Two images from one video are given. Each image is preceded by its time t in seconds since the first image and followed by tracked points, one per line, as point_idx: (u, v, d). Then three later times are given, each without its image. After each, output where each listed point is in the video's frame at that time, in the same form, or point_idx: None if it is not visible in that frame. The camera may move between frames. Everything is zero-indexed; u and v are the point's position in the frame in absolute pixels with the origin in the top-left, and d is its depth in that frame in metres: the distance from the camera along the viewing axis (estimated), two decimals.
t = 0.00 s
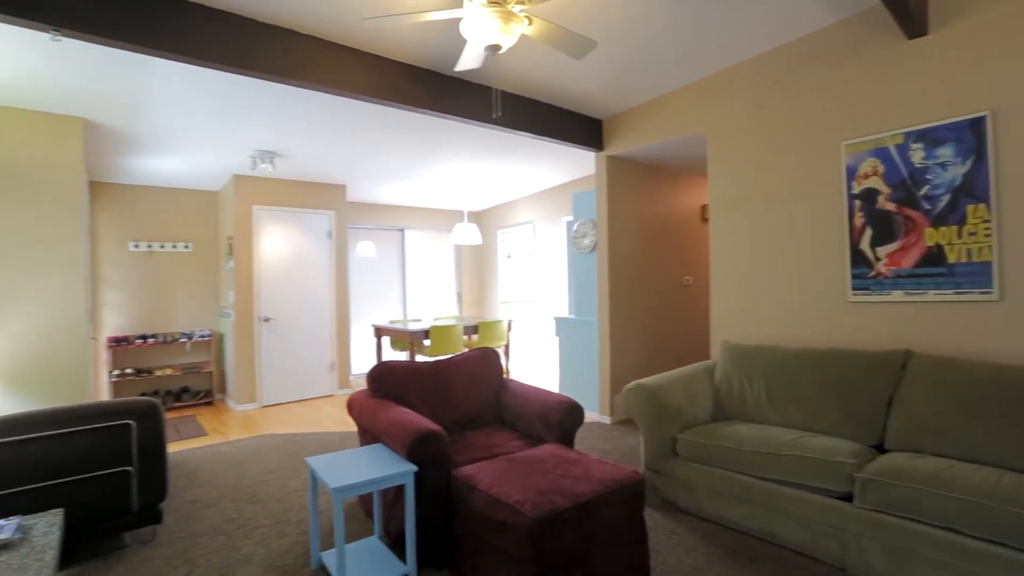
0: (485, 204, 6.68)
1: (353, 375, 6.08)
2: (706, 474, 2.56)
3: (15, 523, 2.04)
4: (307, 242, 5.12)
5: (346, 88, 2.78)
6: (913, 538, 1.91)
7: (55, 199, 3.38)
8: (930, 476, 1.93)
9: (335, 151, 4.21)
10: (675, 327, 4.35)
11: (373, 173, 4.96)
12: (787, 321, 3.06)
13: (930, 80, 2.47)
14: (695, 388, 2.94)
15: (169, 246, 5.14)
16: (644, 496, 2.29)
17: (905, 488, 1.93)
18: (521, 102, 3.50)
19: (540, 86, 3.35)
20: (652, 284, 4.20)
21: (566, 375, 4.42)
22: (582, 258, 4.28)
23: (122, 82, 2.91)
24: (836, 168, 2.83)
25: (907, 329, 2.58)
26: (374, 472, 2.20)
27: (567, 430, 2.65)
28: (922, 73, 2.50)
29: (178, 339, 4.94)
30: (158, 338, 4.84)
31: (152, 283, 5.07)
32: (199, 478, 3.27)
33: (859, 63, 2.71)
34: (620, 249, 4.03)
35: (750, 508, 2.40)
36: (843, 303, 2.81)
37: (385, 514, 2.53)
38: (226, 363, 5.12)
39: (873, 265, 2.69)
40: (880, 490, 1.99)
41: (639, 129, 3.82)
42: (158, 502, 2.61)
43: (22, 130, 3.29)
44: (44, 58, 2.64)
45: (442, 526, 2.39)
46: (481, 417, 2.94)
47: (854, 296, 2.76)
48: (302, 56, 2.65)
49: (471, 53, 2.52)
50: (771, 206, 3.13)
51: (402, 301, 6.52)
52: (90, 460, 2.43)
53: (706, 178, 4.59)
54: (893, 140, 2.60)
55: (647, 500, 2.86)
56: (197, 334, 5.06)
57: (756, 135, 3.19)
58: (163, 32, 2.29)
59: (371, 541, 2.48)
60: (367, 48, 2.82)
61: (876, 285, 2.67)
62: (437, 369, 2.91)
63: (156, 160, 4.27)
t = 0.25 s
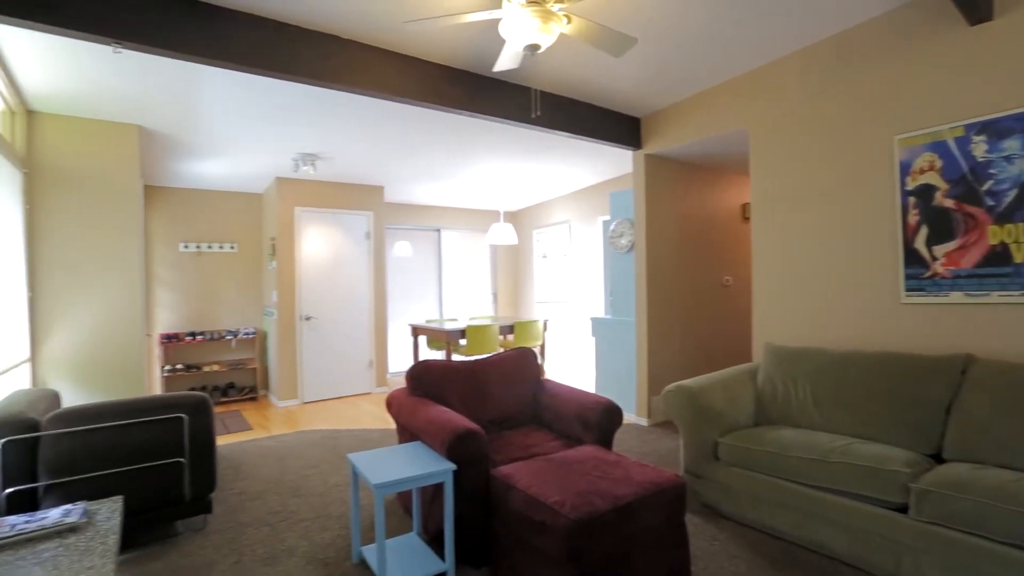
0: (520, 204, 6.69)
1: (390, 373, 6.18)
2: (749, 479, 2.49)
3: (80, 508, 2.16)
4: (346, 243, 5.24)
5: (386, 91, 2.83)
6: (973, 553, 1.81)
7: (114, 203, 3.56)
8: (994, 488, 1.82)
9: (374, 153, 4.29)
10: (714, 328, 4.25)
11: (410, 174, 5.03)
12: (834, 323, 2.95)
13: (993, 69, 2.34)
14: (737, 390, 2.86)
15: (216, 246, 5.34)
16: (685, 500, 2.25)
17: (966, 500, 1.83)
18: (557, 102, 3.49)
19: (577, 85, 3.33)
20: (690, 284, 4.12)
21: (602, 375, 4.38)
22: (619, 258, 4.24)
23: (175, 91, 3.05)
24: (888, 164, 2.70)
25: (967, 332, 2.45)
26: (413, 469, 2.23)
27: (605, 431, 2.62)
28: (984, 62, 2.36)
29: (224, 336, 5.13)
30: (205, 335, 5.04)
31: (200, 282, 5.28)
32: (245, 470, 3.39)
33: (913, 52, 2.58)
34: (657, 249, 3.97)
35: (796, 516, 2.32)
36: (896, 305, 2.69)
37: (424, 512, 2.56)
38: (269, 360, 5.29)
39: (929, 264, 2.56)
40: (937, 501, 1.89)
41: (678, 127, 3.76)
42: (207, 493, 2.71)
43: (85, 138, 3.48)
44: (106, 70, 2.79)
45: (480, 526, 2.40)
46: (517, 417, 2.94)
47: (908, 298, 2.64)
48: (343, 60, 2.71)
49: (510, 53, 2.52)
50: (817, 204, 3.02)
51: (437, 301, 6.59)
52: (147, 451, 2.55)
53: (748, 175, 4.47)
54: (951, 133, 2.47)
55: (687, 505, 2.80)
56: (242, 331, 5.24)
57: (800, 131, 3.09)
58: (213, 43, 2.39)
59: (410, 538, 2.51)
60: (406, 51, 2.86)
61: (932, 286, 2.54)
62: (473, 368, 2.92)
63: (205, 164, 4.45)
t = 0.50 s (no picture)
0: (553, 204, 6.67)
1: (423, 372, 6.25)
2: (792, 486, 2.42)
3: (135, 497, 2.27)
4: (382, 243, 5.32)
5: (423, 93, 2.87)
6: None
7: (164, 205, 3.71)
8: None
9: (409, 154, 4.34)
10: (752, 331, 4.15)
11: (444, 175, 5.08)
12: (883, 325, 2.84)
13: None
14: (779, 394, 2.78)
15: (257, 247, 5.50)
16: (726, 505, 2.20)
17: None
18: (592, 100, 3.46)
19: (612, 83, 3.30)
20: (729, 284, 4.02)
21: (637, 377, 4.33)
22: (654, 257, 4.18)
23: (221, 96, 3.15)
24: (942, 159, 2.58)
25: None
26: (450, 468, 2.24)
27: (642, 433, 2.59)
28: None
29: (264, 335, 5.28)
30: (247, 332, 5.20)
31: (241, 282, 5.45)
32: (285, 465, 3.48)
33: (969, 42, 2.46)
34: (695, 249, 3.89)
35: (842, 525, 2.24)
36: (950, 306, 2.57)
37: (459, 510, 2.58)
38: (307, 358, 5.42)
39: (987, 264, 2.42)
40: (999, 515, 1.80)
41: (715, 124, 3.68)
42: (250, 485, 2.80)
43: (136, 144, 3.64)
44: (157, 78, 2.91)
45: (515, 526, 2.40)
46: (552, 417, 2.93)
47: (964, 299, 2.51)
48: (381, 63, 2.75)
49: (546, 52, 2.51)
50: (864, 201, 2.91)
51: (470, 301, 6.63)
52: (195, 445, 2.65)
53: (789, 173, 4.35)
54: (1012, 125, 2.33)
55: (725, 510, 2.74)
56: (281, 330, 5.38)
57: (846, 125, 2.98)
58: (258, 50, 2.46)
59: (446, 535, 2.53)
60: (442, 53, 2.88)
61: (991, 287, 2.41)
62: (508, 367, 2.93)
63: (247, 168, 4.59)
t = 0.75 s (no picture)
0: (586, 203, 6.63)
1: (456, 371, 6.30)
2: (838, 494, 2.33)
3: (184, 488, 2.35)
4: (417, 244, 5.39)
5: (459, 93, 2.88)
6: None
7: (209, 207, 3.84)
8: None
9: (444, 155, 4.38)
10: (794, 333, 4.03)
11: (478, 175, 5.11)
12: (937, 327, 2.71)
13: None
14: (823, 398, 2.69)
15: (296, 247, 5.64)
16: (768, 512, 2.13)
17: None
18: (627, 98, 3.42)
19: (649, 81, 3.26)
20: (769, 285, 3.92)
21: (672, 379, 4.26)
22: (691, 257, 4.11)
23: (263, 101, 3.24)
24: (1001, 153, 2.44)
25: None
26: (487, 467, 2.25)
27: (680, 436, 2.54)
28: None
29: (302, 333, 5.42)
30: (285, 331, 5.34)
31: (281, 281, 5.61)
32: (323, 461, 3.56)
33: None
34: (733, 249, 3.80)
35: (893, 537, 2.14)
36: (1011, 309, 2.43)
37: (495, 510, 2.59)
38: (343, 356, 5.53)
39: None
40: None
41: (755, 120, 3.59)
42: (291, 480, 2.87)
43: (184, 148, 3.78)
44: (204, 85, 3.01)
45: (551, 527, 2.39)
46: (588, 419, 2.90)
47: None
48: (418, 65, 2.78)
49: (583, 51, 2.49)
50: (915, 198, 2.78)
51: (502, 300, 6.65)
52: (239, 439, 2.73)
53: (833, 170, 4.20)
54: None
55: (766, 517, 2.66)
56: (318, 328, 5.51)
57: (896, 119, 2.85)
58: (301, 55, 2.52)
59: (481, 534, 2.54)
60: (477, 53, 2.89)
61: None
62: (544, 368, 2.92)
63: (286, 170, 4.72)
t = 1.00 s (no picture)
0: (616, 203, 6.57)
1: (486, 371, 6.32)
2: (883, 503, 2.25)
3: (224, 482, 2.42)
4: (447, 244, 5.43)
5: (491, 93, 2.89)
6: None
7: (247, 209, 3.94)
8: None
9: (474, 155, 4.40)
10: (833, 335, 3.90)
11: (508, 175, 5.11)
12: (988, 330, 2.58)
13: None
14: (866, 403, 2.60)
15: (328, 247, 5.75)
16: (809, 520, 2.07)
17: None
18: (659, 96, 3.37)
19: (681, 78, 3.21)
20: (807, 286, 3.81)
21: (705, 381, 4.18)
22: (724, 257, 4.03)
23: (299, 105, 3.31)
24: None
25: None
26: (519, 467, 2.25)
27: (715, 440, 2.49)
28: None
29: (335, 332, 5.52)
30: (318, 330, 5.45)
31: (314, 281, 5.72)
32: (356, 458, 3.61)
33: None
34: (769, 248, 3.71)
35: (943, 550, 2.05)
36: None
37: (526, 510, 2.58)
38: (374, 355, 5.61)
39: None
40: None
41: (792, 116, 3.49)
42: (325, 477, 2.92)
43: (223, 151, 3.89)
44: (243, 90, 3.10)
45: (583, 529, 2.37)
46: (620, 420, 2.87)
47: None
48: (450, 66, 2.80)
49: (615, 48, 2.46)
50: (963, 194, 2.65)
51: (531, 300, 6.64)
52: (275, 436, 2.79)
53: (874, 166, 4.05)
54: None
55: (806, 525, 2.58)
56: (350, 328, 5.61)
57: (943, 110, 2.72)
58: (336, 59, 2.57)
59: (513, 534, 2.54)
60: (508, 53, 2.89)
61: None
62: (575, 368, 2.90)
63: (319, 172, 4.81)
